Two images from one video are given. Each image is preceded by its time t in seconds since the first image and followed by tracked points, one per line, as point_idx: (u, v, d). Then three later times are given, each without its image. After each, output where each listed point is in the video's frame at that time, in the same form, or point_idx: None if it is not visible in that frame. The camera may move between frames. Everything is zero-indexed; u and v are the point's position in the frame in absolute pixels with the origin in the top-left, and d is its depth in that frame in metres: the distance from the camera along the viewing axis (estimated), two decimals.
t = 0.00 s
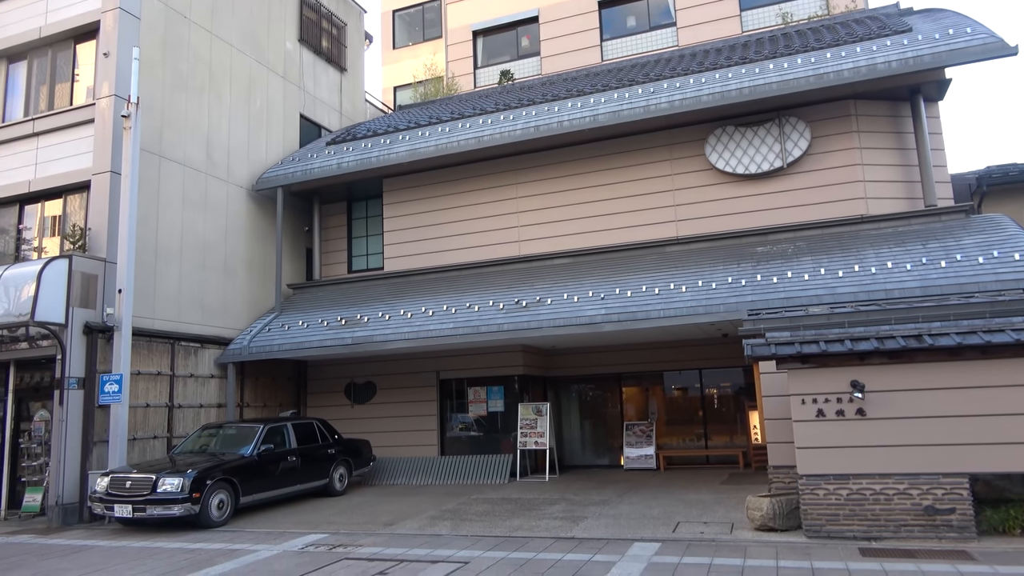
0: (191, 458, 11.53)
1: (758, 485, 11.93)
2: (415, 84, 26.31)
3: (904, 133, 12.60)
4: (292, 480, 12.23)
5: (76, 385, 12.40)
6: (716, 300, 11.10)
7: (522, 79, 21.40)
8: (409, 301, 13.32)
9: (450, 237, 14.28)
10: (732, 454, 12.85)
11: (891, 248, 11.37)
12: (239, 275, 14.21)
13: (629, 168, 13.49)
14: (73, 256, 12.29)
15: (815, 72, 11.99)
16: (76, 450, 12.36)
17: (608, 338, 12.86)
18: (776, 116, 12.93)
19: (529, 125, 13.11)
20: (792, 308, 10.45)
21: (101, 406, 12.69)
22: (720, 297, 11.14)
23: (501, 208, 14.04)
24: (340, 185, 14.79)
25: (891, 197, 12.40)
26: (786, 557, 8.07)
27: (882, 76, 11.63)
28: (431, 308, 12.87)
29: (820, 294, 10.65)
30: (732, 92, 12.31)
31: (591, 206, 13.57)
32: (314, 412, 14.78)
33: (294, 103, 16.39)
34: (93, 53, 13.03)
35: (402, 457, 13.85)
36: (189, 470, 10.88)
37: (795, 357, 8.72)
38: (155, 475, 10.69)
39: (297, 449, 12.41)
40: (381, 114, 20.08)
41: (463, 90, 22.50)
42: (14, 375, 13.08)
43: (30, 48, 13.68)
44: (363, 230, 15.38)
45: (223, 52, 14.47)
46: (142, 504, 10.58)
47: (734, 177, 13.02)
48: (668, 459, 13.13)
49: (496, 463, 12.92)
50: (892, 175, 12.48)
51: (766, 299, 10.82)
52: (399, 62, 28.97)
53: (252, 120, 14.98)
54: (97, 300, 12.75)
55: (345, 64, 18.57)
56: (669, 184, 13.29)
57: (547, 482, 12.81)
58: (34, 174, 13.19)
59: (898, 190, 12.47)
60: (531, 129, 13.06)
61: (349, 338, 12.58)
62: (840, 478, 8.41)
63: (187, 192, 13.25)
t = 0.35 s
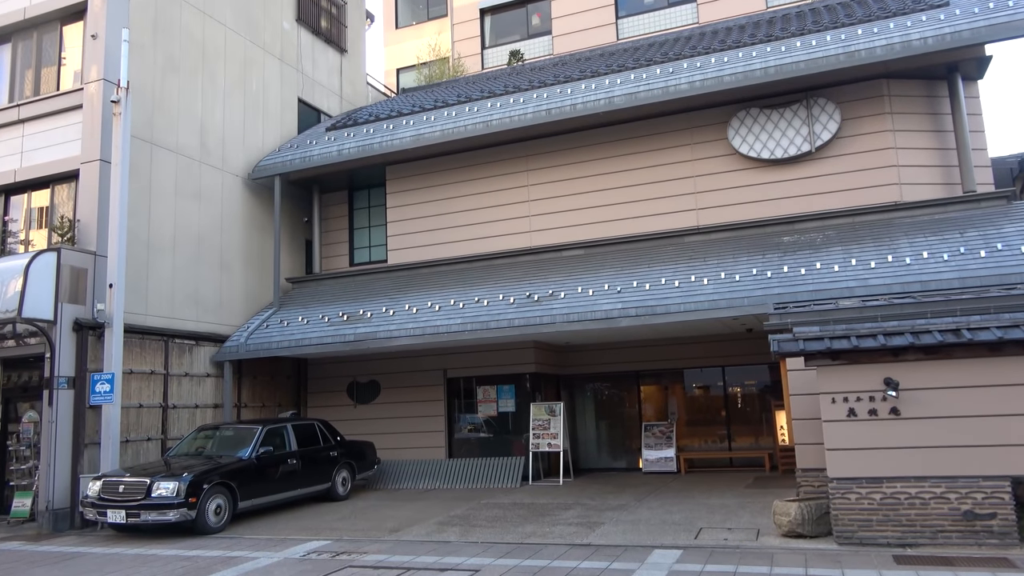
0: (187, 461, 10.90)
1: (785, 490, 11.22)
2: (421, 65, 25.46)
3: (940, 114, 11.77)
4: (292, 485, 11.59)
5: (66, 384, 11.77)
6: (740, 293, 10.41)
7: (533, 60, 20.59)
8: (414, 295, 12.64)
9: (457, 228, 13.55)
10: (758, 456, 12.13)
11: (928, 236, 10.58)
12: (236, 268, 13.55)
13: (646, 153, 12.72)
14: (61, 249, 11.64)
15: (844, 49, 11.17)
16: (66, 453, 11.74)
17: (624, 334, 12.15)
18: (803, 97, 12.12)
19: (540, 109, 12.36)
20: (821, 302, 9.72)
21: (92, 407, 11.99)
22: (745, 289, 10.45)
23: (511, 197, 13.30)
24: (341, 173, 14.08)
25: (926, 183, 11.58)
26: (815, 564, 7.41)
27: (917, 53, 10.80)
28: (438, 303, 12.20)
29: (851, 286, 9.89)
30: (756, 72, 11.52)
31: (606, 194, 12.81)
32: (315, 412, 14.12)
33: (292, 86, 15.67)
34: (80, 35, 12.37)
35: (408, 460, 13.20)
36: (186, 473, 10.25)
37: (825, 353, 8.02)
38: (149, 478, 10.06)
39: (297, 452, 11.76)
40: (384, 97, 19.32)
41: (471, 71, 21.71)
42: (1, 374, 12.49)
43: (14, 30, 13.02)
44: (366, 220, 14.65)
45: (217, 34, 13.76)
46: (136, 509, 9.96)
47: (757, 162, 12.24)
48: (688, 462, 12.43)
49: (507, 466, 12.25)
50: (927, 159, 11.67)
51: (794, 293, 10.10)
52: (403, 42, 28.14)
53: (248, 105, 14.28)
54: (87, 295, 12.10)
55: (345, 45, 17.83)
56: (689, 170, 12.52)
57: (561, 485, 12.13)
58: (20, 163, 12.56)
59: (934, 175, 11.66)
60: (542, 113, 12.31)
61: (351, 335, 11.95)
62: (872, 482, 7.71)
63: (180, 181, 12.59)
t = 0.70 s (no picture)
0: (198, 458, 10.17)
1: (840, 491, 10.27)
2: (441, 33, 24.38)
3: (1016, 79, 10.60)
4: (309, 484, 10.83)
5: (72, 375, 11.05)
6: (793, 278, 9.47)
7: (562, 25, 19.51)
8: (437, 280, 11.79)
9: (481, 208, 12.61)
10: (811, 455, 11.16)
11: (1004, 214, 9.49)
12: (248, 252, 12.75)
13: (688, 126, 11.70)
14: (64, 233, 10.94)
15: (910, 8, 10.03)
16: (71, 450, 11.04)
17: (664, 321, 11.23)
18: (862, 61, 10.99)
19: (572, 78, 11.38)
20: (882, 287, 8.74)
21: (99, 399, 11.26)
22: (798, 273, 9.52)
23: (539, 174, 12.34)
24: (358, 151, 13.21)
25: (999, 155, 10.45)
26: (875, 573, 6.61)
27: (993, 11, 9.64)
28: (462, 289, 11.37)
29: (916, 270, 8.89)
30: (810, 35, 10.42)
31: (643, 170, 11.81)
32: (334, 405, 13.34)
33: (304, 57, 14.78)
34: (79, 6, 11.60)
35: (431, 457, 12.41)
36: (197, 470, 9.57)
37: (885, 343, 7.14)
38: (159, 475, 9.42)
39: (315, 448, 11.00)
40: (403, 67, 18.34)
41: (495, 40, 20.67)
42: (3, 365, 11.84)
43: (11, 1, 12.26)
44: (385, 200, 13.73)
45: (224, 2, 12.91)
46: (146, 508, 9.36)
47: (809, 134, 11.17)
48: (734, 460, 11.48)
49: (538, 464, 11.44)
50: (1000, 129, 10.52)
51: (852, 277, 9.15)
52: (422, 12, 27.06)
53: (258, 78, 13.44)
54: (92, 282, 11.34)
55: (360, 13, 16.87)
56: (735, 143, 11.49)
57: (596, 485, 11.26)
58: (19, 142, 11.85)
59: (1008, 146, 10.51)
60: (574, 83, 11.33)
61: (370, 324, 11.17)
62: (939, 483, 6.88)
63: (187, 160, 11.81)
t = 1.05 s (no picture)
0: (219, 453, 9.28)
1: (927, 494, 9.12)
2: None
3: None
4: (337, 483, 9.92)
5: (83, 364, 10.10)
6: (871, 259, 8.36)
7: None
8: (475, 260, 10.77)
9: (522, 180, 11.53)
10: (892, 456, 10.05)
11: None
12: (270, 231, 11.73)
13: (754, 87, 10.49)
14: (73, 210, 10.04)
15: None
16: (84, 443, 10.10)
17: (727, 307, 10.16)
18: (954, 11, 9.63)
19: (624, 35, 10.20)
20: (975, 267, 7.66)
21: (113, 389, 10.32)
22: (878, 252, 8.39)
23: (586, 143, 11.22)
24: (388, 119, 12.19)
25: None
26: None
27: None
28: (503, 271, 10.33)
29: (1013, 248, 7.72)
30: None
31: (703, 137, 10.64)
32: (363, 396, 12.40)
33: (330, 16, 13.63)
34: None
35: (469, 454, 11.46)
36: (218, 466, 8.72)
37: (979, 330, 6.32)
38: (178, 470, 8.62)
39: (343, 444, 10.08)
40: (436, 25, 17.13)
41: None
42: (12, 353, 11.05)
43: None
44: (418, 173, 12.61)
45: None
46: (164, 507, 8.57)
47: (892, 96, 9.89)
48: (805, 461, 10.42)
49: (587, 463, 10.44)
50: None
51: (941, 257, 8.01)
52: None
53: (280, 40, 12.40)
54: (104, 264, 10.39)
55: None
56: (807, 106, 10.26)
57: (652, 487, 10.23)
58: (24, 112, 10.99)
59: None
60: (626, 41, 10.15)
61: (402, 309, 10.20)
62: None
63: (203, 131, 10.86)
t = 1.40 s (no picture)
0: (251, 442, 8.49)
1: None
2: None
3: None
4: (378, 474, 9.10)
5: (106, 346, 9.30)
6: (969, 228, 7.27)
7: None
8: (525, 233, 9.86)
9: (575, 144, 10.56)
10: (993, 449, 8.98)
11: None
12: (303, 201, 10.87)
13: (838, 37, 9.39)
14: (94, 179, 9.25)
15: None
16: (109, 429, 9.28)
17: (808, 283, 9.15)
18: None
19: None
20: None
21: (138, 372, 9.44)
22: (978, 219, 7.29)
23: (647, 101, 10.22)
24: (428, 78, 11.27)
25: None
26: None
27: None
28: (557, 244, 9.38)
29: None
30: None
31: (780, 94, 9.58)
32: (404, 381, 11.57)
33: None
34: None
35: (520, 444, 10.59)
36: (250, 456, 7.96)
37: None
38: (209, 461, 7.88)
39: (383, 433, 9.24)
40: None
41: None
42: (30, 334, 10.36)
43: None
44: (462, 137, 11.67)
45: None
46: (194, 499, 7.84)
47: (998, 44, 8.68)
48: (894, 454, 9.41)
49: (651, 454, 9.53)
50: None
51: None
52: None
53: None
54: (127, 239, 9.57)
55: None
56: (899, 57, 9.12)
57: (722, 482, 9.29)
58: (39, 74, 10.23)
59: None
60: None
61: (447, 286, 9.31)
62: None
63: (231, 93, 10.03)
